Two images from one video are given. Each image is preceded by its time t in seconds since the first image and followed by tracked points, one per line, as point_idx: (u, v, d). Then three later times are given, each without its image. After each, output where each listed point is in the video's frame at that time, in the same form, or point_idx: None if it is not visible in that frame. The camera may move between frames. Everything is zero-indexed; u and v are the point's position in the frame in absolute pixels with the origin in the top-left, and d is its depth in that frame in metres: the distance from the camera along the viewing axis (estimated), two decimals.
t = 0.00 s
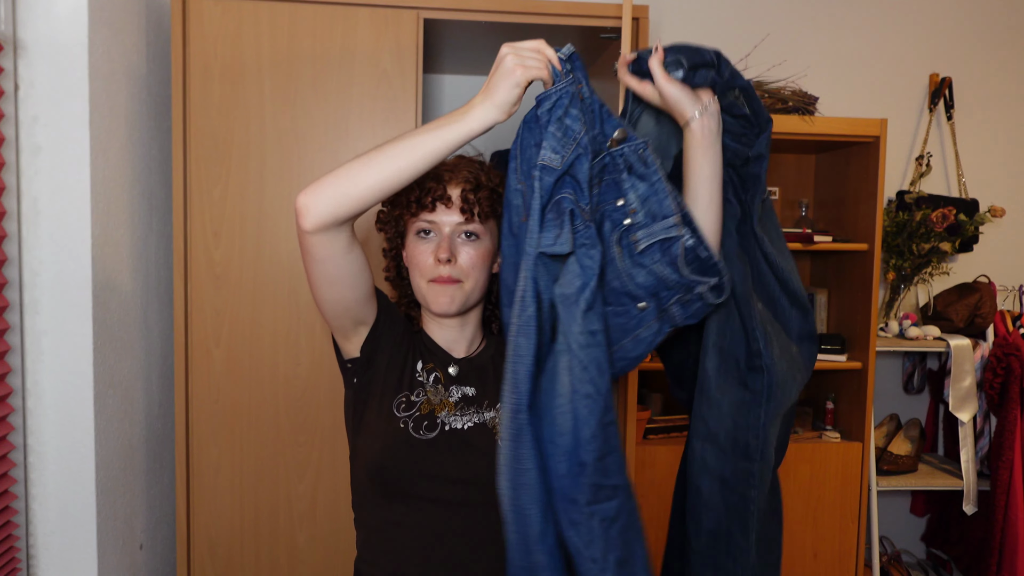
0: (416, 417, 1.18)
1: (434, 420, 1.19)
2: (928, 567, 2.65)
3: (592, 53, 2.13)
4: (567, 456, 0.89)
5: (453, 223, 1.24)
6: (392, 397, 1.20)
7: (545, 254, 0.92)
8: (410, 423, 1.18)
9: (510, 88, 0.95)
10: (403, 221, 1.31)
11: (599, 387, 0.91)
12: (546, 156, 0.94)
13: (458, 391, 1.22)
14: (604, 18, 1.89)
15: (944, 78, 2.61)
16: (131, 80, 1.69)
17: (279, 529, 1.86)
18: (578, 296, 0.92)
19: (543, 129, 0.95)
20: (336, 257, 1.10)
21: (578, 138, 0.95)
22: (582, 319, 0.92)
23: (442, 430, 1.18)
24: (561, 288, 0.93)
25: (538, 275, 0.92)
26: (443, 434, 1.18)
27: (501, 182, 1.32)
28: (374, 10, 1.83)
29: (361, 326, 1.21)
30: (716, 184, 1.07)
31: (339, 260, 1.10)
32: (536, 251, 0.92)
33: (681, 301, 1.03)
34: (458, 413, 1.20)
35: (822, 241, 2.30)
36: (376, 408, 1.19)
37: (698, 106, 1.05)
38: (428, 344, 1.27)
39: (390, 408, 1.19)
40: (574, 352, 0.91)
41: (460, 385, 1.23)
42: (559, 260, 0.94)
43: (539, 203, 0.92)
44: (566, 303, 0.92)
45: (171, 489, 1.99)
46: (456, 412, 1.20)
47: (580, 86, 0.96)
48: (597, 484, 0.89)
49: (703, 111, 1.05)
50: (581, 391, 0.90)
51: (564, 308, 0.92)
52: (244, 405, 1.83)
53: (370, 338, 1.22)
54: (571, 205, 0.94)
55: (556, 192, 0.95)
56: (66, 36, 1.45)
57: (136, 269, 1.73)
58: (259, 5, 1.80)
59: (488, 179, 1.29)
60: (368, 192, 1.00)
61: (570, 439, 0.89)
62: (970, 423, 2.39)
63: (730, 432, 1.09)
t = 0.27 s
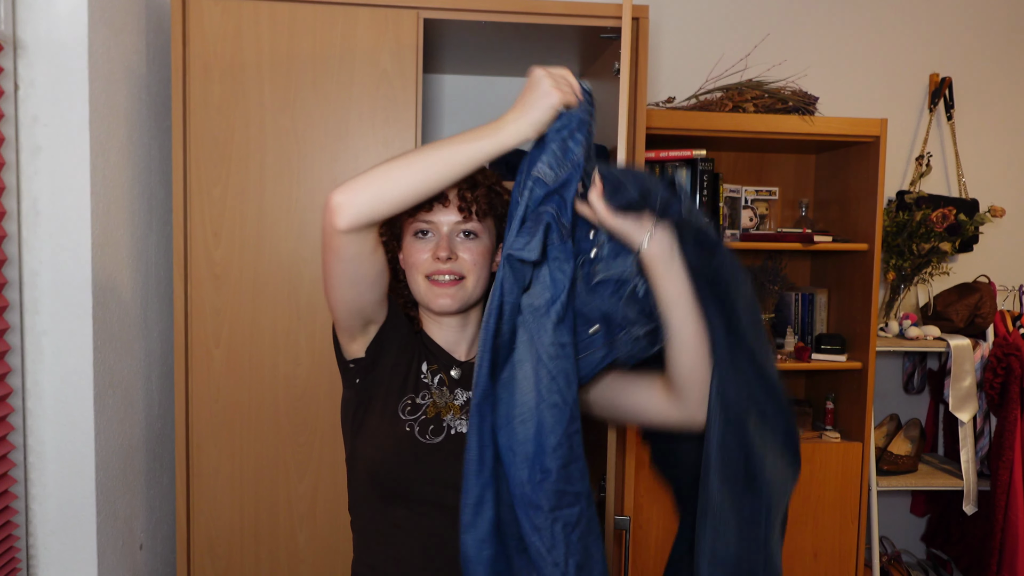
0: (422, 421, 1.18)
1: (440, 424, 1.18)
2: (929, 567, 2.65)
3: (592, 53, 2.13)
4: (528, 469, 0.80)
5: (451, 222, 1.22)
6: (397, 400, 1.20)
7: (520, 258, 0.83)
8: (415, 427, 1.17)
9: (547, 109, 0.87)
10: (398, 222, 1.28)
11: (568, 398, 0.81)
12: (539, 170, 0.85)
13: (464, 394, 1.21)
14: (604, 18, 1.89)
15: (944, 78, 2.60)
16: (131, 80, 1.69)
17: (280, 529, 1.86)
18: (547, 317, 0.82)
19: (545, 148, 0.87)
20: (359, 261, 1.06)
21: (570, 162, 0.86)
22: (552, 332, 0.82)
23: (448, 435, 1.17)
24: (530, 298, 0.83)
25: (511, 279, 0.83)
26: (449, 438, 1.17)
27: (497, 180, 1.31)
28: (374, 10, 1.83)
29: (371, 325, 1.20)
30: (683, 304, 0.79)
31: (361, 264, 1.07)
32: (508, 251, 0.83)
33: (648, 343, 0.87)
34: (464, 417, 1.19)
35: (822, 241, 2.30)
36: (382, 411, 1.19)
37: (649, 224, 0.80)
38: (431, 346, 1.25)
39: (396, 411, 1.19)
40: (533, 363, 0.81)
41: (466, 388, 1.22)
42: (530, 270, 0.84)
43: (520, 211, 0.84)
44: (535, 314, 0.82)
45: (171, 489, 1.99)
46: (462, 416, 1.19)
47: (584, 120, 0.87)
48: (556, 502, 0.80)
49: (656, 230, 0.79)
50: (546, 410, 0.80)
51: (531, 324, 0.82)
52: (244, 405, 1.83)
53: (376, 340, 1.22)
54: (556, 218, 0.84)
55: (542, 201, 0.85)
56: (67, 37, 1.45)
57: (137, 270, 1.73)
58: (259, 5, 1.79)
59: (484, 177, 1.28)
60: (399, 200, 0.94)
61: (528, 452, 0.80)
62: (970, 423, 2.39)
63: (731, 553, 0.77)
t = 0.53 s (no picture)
0: (423, 421, 1.18)
1: (441, 425, 1.18)
2: (929, 567, 2.65)
3: (592, 53, 2.13)
4: (558, 451, 0.91)
5: (458, 223, 1.20)
6: (399, 399, 1.18)
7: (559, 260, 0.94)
8: (417, 427, 1.17)
9: (560, 112, 0.99)
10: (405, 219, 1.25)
11: (610, 394, 0.92)
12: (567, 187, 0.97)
13: (466, 397, 1.21)
14: (604, 18, 1.89)
15: (944, 78, 2.60)
16: (131, 80, 1.69)
17: (280, 529, 1.86)
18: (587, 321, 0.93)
19: (572, 152, 0.99)
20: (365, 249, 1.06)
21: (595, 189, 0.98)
22: (590, 333, 0.93)
23: (449, 437, 1.18)
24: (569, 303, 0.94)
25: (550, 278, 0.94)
26: (450, 440, 1.18)
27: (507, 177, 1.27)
28: (374, 10, 1.83)
29: (378, 317, 1.18)
30: (698, 346, 1.00)
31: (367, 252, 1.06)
32: (556, 256, 0.94)
33: (650, 348, 1.04)
34: (465, 420, 1.19)
35: (822, 240, 2.30)
36: (384, 409, 1.18)
37: (678, 272, 0.99)
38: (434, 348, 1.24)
39: (398, 410, 1.17)
40: (573, 360, 0.92)
41: (469, 390, 1.21)
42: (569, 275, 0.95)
43: (560, 215, 0.94)
44: (569, 312, 0.94)
45: (171, 489, 1.99)
46: (463, 419, 1.19)
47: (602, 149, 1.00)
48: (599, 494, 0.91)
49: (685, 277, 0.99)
50: (588, 406, 0.91)
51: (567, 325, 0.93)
52: (244, 405, 1.83)
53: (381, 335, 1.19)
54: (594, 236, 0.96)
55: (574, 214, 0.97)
56: (67, 37, 1.45)
57: (136, 270, 1.73)
58: (259, 5, 1.79)
59: (494, 175, 1.24)
60: (419, 185, 0.99)
61: (563, 433, 0.91)
62: (970, 423, 2.39)
63: None
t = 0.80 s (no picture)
0: (425, 422, 1.18)
1: (444, 426, 1.18)
2: (929, 567, 2.65)
3: (592, 53, 2.13)
4: (560, 438, 0.89)
5: (460, 224, 1.21)
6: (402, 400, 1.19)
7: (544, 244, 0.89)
8: (419, 428, 1.17)
9: (570, 102, 0.95)
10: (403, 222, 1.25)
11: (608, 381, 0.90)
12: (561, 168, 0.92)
13: (468, 398, 1.21)
14: (604, 18, 1.89)
15: (944, 78, 2.60)
16: (131, 80, 1.69)
17: (279, 529, 1.86)
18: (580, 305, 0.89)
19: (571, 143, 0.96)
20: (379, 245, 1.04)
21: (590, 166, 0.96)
22: (583, 319, 0.89)
23: (451, 438, 1.18)
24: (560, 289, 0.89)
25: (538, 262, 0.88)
26: (452, 441, 1.17)
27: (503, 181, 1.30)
28: (374, 10, 1.83)
29: (383, 318, 1.17)
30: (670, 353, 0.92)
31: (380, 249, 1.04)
32: (539, 240, 0.88)
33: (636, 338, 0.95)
34: (467, 421, 1.19)
35: (821, 241, 2.30)
36: (386, 410, 1.18)
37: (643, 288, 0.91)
38: (437, 350, 1.24)
39: (400, 410, 1.18)
40: (569, 350, 0.88)
41: (471, 392, 1.22)
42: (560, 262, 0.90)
43: (549, 198, 0.89)
44: (563, 298, 0.89)
45: (171, 489, 1.99)
46: (465, 420, 1.19)
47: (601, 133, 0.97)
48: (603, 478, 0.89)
49: (649, 289, 0.90)
50: (586, 391, 0.88)
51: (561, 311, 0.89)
52: (243, 405, 1.83)
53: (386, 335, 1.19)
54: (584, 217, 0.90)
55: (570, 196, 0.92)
56: (67, 37, 1.45)
57: (136, 269, 1.73)
58: (259, 5, 1.80)
59: (492, 178, 1.27)
60: (437, 180, 0.95)
61: (563, 419, 0.89)
62: (970, 423, 2.38)
63: None
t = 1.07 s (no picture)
0: (432, 423, 1.15)
1: (449, 428, 1.15)
2: (929, 567, 2.65)
3: (592, 53, 2.13)
4: (537, 422, 0.92)
5: (460, 227, 1.21)
6: (408, 402, 1.16)
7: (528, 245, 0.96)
8: (425, 430, 1.15)
9: (607, 125, 0.87)
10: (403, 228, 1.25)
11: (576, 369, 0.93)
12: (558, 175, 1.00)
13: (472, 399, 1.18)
14: (604, 18, 1.89)
15: (944, 78, 2.60)
16: (131, 80, 1.69)
17: (279, 529, 1.85)
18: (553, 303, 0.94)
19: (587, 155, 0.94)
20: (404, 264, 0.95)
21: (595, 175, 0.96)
22: (550, 313, 0.93)
23: (457, 439, 1.15)
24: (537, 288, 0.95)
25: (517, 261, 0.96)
26: (458, 442, 1.15)
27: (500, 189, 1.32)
28: (375, 10, 1.83)
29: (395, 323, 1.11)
30: (627, 367, 0.93)
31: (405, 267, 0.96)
32: (526, 236, 0.96)
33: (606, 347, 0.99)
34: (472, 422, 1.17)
35: (821, 241, 2.30)
36: (391, 413, 1.16)
37: (582, 307, 0.92)
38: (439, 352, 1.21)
39: (406, 413, 1.15)
40: (543, 339, 0.93)
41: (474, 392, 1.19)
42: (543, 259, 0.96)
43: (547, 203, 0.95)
44: (538, 292, 0.94)
45: (171, 489, 1.98)
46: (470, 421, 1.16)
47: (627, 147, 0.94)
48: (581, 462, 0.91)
49: (593, 308, 0.92)
50: (557, 376, 0.92)
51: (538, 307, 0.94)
52: (243, 405, 1.83)
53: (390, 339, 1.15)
54: (567, 218, 0.95)
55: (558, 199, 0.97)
56: (67, 36, 1.45)
57: (136, 269, 1.73)
58: (258, 5, 1.79)
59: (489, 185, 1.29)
60: (475, 196, 0.84)
61: (540, 404, 0.92)
62: (969, 423, 2.39)
63: None
